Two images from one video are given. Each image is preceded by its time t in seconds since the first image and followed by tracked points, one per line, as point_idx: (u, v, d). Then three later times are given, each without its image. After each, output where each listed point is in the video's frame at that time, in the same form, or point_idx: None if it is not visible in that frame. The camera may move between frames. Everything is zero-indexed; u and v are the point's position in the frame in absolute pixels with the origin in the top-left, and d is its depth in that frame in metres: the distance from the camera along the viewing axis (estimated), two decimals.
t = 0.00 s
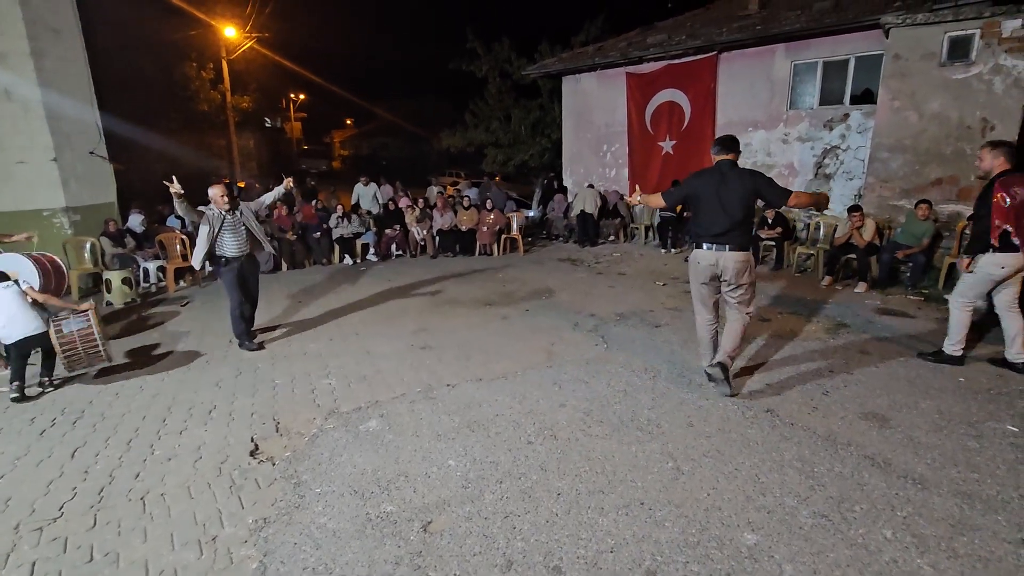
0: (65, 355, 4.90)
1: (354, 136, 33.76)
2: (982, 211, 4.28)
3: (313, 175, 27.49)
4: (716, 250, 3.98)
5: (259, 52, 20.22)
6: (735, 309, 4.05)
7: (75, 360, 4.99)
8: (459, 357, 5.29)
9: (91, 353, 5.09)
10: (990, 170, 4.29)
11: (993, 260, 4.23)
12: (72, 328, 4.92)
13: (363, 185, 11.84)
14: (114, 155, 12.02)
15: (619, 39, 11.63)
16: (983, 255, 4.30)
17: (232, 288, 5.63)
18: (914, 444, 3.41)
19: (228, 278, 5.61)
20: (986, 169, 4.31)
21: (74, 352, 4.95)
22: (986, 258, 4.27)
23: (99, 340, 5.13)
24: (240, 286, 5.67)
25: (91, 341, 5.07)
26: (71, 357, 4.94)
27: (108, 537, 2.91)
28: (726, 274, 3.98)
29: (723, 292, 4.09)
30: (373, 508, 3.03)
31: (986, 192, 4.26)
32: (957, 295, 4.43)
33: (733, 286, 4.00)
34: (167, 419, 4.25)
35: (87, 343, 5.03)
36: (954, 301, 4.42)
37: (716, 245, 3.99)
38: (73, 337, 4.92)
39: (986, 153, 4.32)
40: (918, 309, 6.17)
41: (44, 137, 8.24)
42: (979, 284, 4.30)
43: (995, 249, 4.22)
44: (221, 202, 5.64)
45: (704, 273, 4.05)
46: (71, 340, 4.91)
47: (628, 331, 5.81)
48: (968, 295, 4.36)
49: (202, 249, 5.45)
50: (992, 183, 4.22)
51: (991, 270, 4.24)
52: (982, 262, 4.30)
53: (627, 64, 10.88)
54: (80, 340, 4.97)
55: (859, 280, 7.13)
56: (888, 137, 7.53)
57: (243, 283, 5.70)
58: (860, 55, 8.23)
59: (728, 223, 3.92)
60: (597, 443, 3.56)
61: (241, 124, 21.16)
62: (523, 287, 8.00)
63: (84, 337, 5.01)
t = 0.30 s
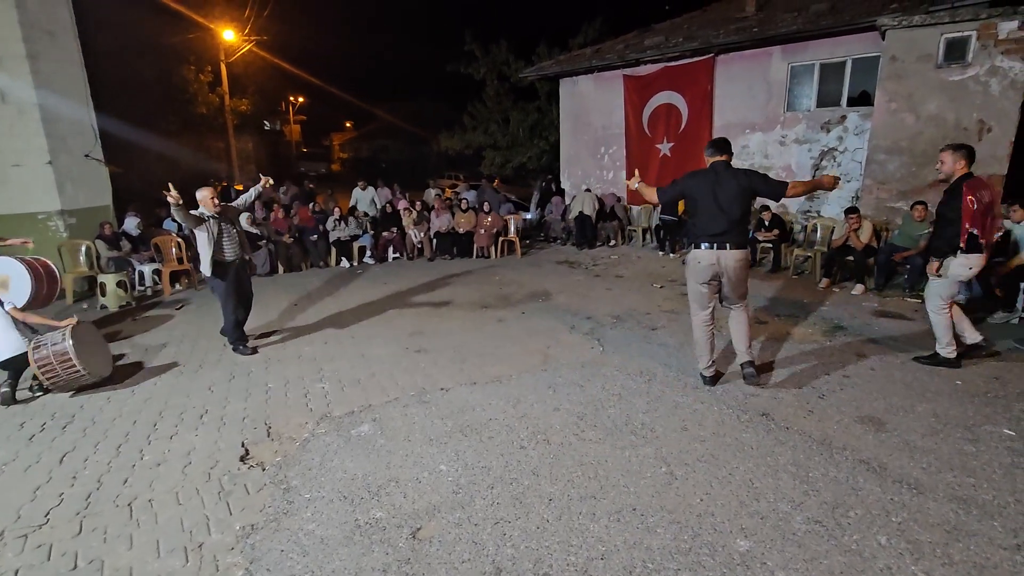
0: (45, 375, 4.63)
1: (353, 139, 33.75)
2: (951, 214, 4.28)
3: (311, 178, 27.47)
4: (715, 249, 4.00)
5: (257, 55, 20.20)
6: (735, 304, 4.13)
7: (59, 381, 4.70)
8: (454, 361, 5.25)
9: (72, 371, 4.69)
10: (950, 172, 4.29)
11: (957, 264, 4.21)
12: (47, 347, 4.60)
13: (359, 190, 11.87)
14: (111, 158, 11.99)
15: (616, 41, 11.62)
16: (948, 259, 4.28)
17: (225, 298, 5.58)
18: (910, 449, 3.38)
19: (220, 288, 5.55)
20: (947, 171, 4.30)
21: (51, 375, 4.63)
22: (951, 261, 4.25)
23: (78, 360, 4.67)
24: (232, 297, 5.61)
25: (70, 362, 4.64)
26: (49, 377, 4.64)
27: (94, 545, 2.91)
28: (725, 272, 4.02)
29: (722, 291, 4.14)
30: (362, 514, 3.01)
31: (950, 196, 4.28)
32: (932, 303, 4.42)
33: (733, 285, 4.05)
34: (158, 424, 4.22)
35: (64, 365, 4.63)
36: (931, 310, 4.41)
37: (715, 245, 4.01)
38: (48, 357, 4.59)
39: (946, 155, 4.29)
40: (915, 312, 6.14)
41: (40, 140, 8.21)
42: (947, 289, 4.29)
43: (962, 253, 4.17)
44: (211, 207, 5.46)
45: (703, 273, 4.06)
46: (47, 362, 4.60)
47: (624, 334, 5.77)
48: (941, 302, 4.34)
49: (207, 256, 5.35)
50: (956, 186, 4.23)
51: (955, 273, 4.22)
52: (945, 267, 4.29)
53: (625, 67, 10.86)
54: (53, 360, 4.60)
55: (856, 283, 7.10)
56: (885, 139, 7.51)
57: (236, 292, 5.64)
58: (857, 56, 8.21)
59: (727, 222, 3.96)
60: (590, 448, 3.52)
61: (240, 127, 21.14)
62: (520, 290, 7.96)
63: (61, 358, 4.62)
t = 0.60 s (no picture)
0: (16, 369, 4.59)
1: (352, 140, 33.73)
2: (927, 214, 4.23)
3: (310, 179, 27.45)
4: (723, 248, 4.03)
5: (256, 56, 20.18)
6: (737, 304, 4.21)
7: (27, 377, 4.65)
8: (450, 363, 5.22)
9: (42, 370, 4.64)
10: (918, 174, 4.29)
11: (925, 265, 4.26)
12: (25, 339, 4.60)
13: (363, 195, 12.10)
14: (109, 160, 11.97)
15: (614, 42, 11.60)
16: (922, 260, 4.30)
17: (224, 303, 5.46)
18: (906, 451, 3.36)
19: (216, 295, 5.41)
20: (916, 172, 4.28)
21: (20, 368, 4.59)
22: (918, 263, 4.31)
23: (51, 359, 4.63)
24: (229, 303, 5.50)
25: (42, 360, 4.61)
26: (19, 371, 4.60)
27: (84, 549, 2.90)
28: (731, 271, 4.07)
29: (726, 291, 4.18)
30: (355, 518, 3.00)
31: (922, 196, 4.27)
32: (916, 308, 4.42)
33: (736, 282, 4.14)
34: (151, 427, 4.20)
35: (35, 361, 4.60)
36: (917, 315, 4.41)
37: (722, 245, 4.04)
38: (22, 349, 4.58)
39: (915, 156, 4.28)
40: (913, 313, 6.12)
41: (37, 142, 8.19)
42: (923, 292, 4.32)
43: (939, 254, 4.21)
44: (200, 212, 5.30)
45: (709, 273, 4.08)
46: (19, 354, 4.58)
47: (621, 336, 5.74)
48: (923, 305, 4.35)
49: (207, 261, 5.27)
50: (930, 187, 4.24)
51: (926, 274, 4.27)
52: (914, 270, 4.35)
53: (623, 68, 10.85)
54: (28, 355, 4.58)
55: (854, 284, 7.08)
56: (882, 140, 7.49)
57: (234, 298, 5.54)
58: (855, 57, 8.20)
59: (733, 222, 4.02)
60: (585, 451, 3.50)
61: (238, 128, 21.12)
62: (517, 291, 7.94)
63: (34, 353, 4.60)
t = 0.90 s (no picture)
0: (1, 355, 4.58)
1: (352, 141, 33.73)
2: (927, 212, 4.16)
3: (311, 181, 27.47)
4: (738, 246, 4.09)
5: (256, 58, 20.20)
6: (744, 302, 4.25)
7: (11, 364, 4.66)
8: (449, 364, 5.22)
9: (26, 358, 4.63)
10: (904, 172, 4.23)
11: (910, 259, 4.22)
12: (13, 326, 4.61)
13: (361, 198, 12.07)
14: (109, 162, 11.98)
15: (613, 42, 11.60)
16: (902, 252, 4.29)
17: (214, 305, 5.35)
18: (905, 451, 3.35)
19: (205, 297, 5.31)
20: (905, 171, 4.21)
21: (4, 353, 4.60)
22: (903, 256, 4.28)
23: (35, 350, 4.63)
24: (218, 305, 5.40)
25: (27, 349, 4.61)
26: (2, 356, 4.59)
27: (79, 552, 2.89)
28: (739, 268, 4.13)
29: (734, 289, 4.23)
30: (351, 520, 2.99)
31: (912, 195, 4.23)
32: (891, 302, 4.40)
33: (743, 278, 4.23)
34: (149, 428, 4.19)
35: (20, 349, 4.59)
36: (891, 308, 4.39)
37: (734, 242, 4.09)
38: (8, 336, 4.58)
39: (902, 154, 4.22)
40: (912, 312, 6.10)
41: (35, 144, 8.18)
42: (904, 286, 4.28)
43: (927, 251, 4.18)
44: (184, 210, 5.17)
45: (720, 270, 4.12)
46: (5, 340, 4.58)
47: (621, 336, 5.73)
48: (900, 299, 4.32)
49: (196, 262, 5.18)
50: (921, 185, 4.21)
51: (909, 269, 4.24)
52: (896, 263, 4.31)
53: (622, 68, 10.85)
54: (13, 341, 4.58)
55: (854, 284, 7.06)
56: (881, 140, 7.47)
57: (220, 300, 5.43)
58: (854, 57, 8.19)
59: (747, 219, 4.09)
60: (582, 452, 3.49)
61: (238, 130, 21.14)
62: (517, 292, 7.94)
63: (20, 341, 4.61)
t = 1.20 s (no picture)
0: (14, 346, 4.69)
1: (353, 141, 33.73)
2: (931, 213, 4.05)
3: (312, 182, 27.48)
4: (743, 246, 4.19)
5: (257, 59, 20.23)
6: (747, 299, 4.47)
7: (26, 352, 4.79)
8: (449, 364, 5.22)
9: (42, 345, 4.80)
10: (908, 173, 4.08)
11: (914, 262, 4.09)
12: (22, 319, 4.71)
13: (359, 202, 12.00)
14: (110, 163, 11.99)
15: (613, 42, 11.59)
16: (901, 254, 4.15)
17: (195, 305, 5.17)
18: (906, 451, 3.33)
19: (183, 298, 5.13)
20: (911, 169, 4.05)
21: (18, 344, 4.70)
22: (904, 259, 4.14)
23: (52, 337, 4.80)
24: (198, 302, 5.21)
25: (42, 337, 4.77)
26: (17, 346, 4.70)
27: (79, 553, 2.89)
28: (744, 266, 4.25)
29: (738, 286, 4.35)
30: (351, 520, 2.99)
31: (916, 196, 4.11)
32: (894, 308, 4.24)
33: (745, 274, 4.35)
34: (150, 429, 4.20)
35: (35, 337, 4.73)
36: (894, 315, 4.23)
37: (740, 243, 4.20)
38: (20, 327, 4.69)
39: (908, 154, 4.05)
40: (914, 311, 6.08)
41: (36, 145, 8.20)
42: (907, 290, 4.14)
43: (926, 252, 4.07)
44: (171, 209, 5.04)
45: (731, 271, 4.20)
46: (18, 332, 4.69)
47: (622, 336, 5.72)
48: (903, 305, 4.17)
49: (176, 263, 4.96)
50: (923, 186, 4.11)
51: (912, 272, 4.10)
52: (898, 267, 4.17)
53: (623, 68, 10.84)
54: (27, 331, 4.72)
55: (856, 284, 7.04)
56: (883, 138, 7.45)
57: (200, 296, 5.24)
58: (855, 56, 8.18)
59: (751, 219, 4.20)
60: (583, 452, 3.48)
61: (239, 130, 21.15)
62: (518, 292, 7.93)
63: (33, 331, 4.73)
